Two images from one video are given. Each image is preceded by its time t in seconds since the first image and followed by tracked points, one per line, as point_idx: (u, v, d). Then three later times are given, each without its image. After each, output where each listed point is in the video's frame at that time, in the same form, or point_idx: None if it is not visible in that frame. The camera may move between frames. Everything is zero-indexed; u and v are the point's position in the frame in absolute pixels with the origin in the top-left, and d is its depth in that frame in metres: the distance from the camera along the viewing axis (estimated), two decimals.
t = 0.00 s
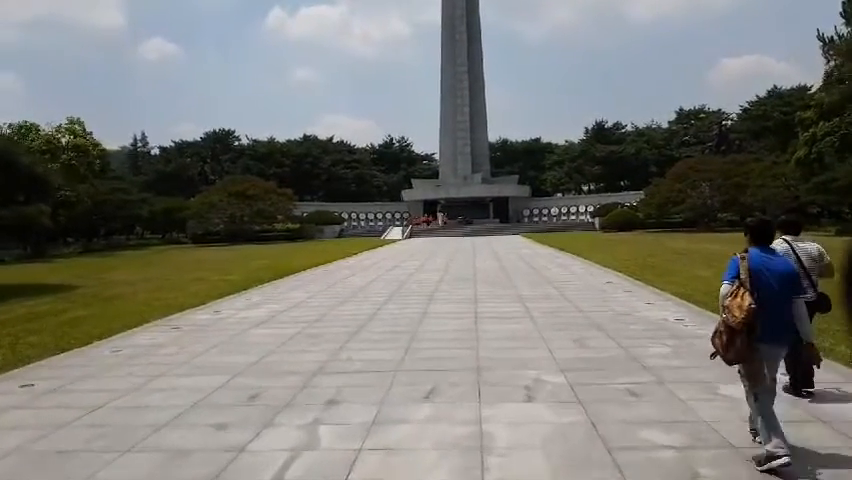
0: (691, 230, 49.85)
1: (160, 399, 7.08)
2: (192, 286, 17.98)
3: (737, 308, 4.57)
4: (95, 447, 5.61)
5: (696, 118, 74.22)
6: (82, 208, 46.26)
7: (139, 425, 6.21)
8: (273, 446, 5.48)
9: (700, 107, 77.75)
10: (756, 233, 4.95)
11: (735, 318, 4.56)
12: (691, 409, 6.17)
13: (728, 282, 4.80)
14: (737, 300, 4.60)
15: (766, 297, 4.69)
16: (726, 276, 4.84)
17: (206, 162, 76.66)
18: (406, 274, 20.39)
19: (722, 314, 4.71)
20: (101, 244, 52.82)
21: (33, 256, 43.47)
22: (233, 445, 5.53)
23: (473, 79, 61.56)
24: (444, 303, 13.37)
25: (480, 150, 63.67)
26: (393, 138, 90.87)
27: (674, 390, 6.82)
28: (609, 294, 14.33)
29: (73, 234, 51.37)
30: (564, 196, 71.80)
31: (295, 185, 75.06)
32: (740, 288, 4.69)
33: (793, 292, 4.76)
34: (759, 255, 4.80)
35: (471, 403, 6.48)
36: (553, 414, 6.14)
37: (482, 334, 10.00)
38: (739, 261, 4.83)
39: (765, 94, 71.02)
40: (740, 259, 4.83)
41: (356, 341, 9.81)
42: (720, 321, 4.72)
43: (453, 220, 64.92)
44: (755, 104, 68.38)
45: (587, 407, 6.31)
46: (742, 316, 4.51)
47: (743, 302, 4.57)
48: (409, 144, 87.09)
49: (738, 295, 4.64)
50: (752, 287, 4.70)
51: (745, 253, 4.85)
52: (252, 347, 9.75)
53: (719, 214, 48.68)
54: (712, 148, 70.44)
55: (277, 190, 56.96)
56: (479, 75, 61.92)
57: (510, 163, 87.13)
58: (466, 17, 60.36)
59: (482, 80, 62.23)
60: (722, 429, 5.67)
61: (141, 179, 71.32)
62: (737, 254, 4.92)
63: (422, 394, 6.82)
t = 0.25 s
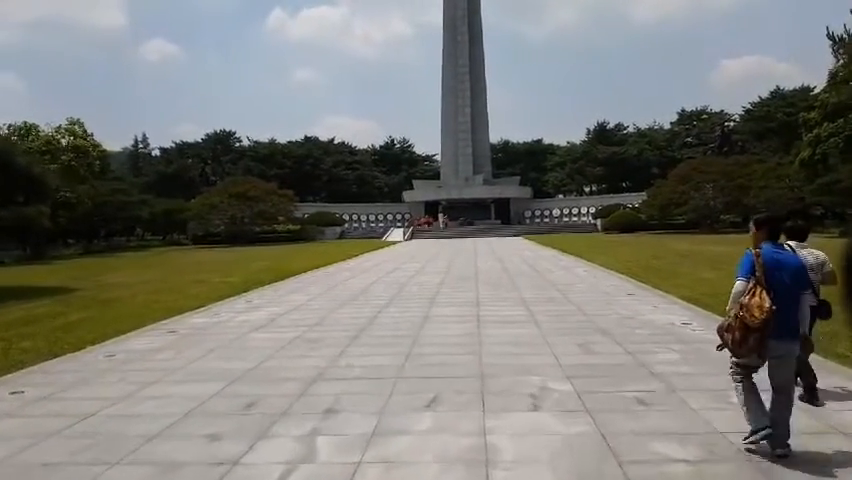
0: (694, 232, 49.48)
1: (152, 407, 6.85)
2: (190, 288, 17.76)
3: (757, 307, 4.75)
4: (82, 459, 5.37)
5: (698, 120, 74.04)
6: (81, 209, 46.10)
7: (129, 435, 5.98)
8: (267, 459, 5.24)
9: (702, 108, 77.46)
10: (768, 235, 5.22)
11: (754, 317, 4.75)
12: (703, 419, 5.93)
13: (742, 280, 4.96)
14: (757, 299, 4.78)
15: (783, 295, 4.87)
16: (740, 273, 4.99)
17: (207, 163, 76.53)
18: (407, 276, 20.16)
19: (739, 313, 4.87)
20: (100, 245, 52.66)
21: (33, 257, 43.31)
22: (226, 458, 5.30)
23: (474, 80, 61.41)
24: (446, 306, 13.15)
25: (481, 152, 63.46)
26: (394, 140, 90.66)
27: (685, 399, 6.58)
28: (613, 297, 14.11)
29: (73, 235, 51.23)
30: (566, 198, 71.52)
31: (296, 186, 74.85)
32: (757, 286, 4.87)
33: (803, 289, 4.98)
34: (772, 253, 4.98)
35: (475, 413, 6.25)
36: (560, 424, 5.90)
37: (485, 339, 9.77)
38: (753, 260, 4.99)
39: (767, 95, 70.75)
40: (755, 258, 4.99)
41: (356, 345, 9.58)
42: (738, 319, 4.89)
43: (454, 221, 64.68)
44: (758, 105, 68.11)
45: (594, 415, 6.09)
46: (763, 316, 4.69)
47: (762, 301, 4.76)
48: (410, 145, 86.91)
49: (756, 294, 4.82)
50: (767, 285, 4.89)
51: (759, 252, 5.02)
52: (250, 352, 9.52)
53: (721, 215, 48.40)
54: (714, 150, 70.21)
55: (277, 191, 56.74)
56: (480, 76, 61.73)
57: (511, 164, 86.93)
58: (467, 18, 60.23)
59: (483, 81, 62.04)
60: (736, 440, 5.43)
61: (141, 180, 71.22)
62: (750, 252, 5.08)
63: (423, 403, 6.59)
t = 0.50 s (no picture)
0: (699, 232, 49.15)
1: (147, 409, 6.66)
2: (191, 288, 17.58)
3: (776, 306, 4.89)
4: (71, 463, 5.19)
5: (702, 119, 73.68)
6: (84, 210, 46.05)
7: (122, 438, 5.79)
8: (263, 463, 5.04)
9: (707, 107, 77.09)
10: (765, 230, 5.28)
11: (776, 315, 4.87)
12: (717, 422, 5.72)
13: (753, 280, 5.07)
14: (773, 298, 4.91)
15: (795, 291, 5.03)
16: (750, 273, 5.09)
17: (210, 164, 76.51)
18: (411, 276, 19.97)
19: (755, 312, 4.99)
20: (103, 246, 52.62)
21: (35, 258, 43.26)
22: (221, 462, 5.10)
23: (477, 80, 61.23)
24: (449, 306, 12.94)
25: (484, 152, 63.26)
26: (397, 140, 90.45)
27: (696, 400, 6.38)
28: (619, 297, 13.89)
29: (76, 236, 51.22)
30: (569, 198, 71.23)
31: (299, 187, 74.74)
32: (771, 285, 5.00)
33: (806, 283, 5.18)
34: (777, 251, 5.12)
35: (478, 415, 6.05)
36: (567, 427, 5.69)
37: (489, 339, 9.55)
38: (761, 259, 5.10)
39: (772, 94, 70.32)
40: (762, 257, 5.10)
41: (357, 346, 9.39)
42: (755, 318, 5.00)
43: (457, 222, 64.48)
44: (762, 104, 67.72)
45: (602, 418, 5.90)
46: (783, 315, 4.82)
47: (780, 300, 4.89)
48: (412, 145, 86.76)
49: (771, 294, 4.94)
50: (778, 283, 5.03)
51: (765, 250, 5.14)
52: (250, 353, 9.34)
53: (726, 215, 48.08)
54: (718, 149, 69.84)
55: (280, 192, 56.60)
56: (483, 77, 61.56)
57: (514, 164, 86.70)
58: (470, 18, 60.08)
59: (486, 81, 61.86)
60: (750, 444, 5.22)
61: (144, 182, 71.23)
62: (755, 251, 5.19)
63: (426, 405, 6.38)
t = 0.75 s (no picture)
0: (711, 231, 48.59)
1: (146, 416, 6.46)
2: (197, 288, 17.44)
3: (799, 302, 4.99)
4: (64, 474, 4.99)
5: (714, 117, 72.95)
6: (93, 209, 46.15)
7: (119, 447, 5.59)
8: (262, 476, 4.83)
9: (719, 105, 76.32)
10: (763, 230, 5.35)
11: (801, 311, 4.98)
12: (738, 433, 5.45)
13: (770, 279, 5.09)
14: (795, 295, 5.01)
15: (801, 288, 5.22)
16: (766, 273, 5.10)
17: (219, 164, 76.59)
18: (419, 276, 19.73)
19: (777, 310, 5.01)
20: (113, 245, 52.72)
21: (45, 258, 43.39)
22: (219, 473, 4.89)
23: (486, 78, 60.90)
24: (458, 307, 12.69)
25: (493, 151, 62.90)
26: (406, 139, 90.20)
27: (715, 408, 6.11)
28: (632, 298, 13.59)
29: (86, 236, 51.36)
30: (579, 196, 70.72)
31: (308, 186, 74.63)
32: (785, 282, 5.10)
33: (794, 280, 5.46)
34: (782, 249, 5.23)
35: (487, 424, 5.80)
36: (581, 438, 5.42)
37: (499, 342, 9.28)
38: (773, 257, 5.15)
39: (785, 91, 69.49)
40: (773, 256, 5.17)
41: (364, 349, 9.17)
42: (778, 316, 5.02)
43: (466, 221, 64.14)
44: (775, 101, 66.95)
45: (617, 427, 5.65)
46: (809, 310, 4.94)
47: (800, 296, 5.01)
48: (421, 144, 86.50)
49: (790, 290, 5.03)
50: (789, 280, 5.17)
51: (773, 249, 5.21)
52: (254, 356, 9.14)
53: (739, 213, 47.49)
54: (730, 147, 69.10)
55: (288, 191, 56.48)
56: (492, 75, 61.21)
57: (523, 163, 86.22)
58: (479, 16, 59.78)
59: (495, 80, 61.49)
60: (774, 457, 4.95)
61: (154, 181, 71.39)
62: (762, 250, 5.24)
63: (433, 413, 6.14)
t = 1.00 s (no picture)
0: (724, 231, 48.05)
1: (146, 422, 6.29)
2: (204, 289, 17.34)
3: (811, 299, 5.00)
4: None
5: (727, 116, 72.23)
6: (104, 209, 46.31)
7: (117, 455, 5.42)
8: None
9: (732, 104, 75.57)
10: (771, 229, 5.37)
11: (813, 308, 4.98)
12: (760, 445, 5.20)
13: (782, 276, 5.10)
14: (806, 293, 5.03)
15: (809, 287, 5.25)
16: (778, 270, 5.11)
17: (229, 164, 76.74)
18: (428, 277, 19.52)
19: (789, 306, 5.02)
20: (124, 245, 52.89)
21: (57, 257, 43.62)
22: None
23: (496, 78, 60.61)
24: (467, 309, 12.48)
25: (504, 150, 62.57)
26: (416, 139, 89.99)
27: (734, 418, 5.86)
28: (645, 300, 13.33)
29: (97, 236, 51.56)
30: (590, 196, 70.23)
31: (318, 186, 74.65)
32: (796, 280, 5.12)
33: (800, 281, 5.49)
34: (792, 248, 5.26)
35: (497, 433, 5.58)
36: (595, 448, 5.19)
37: (509, 346, 9.07)
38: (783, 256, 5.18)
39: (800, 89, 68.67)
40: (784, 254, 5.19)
41: (370, 353, 8.98)
42: (790, 314, 5.02)
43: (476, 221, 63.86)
44: (789, 100, 66.19)
45: (633, 437, 5.41)
46: (819, 307, 4.96)
47: (811, 294, 5.03)
48: (431, 144, 86.28)
49: (801, 288, 5.05)
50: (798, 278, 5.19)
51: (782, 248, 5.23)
52: (259, 360, 8.97)
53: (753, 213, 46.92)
54: (744, 146, 68.35)
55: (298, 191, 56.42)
56: (502, 74, 60.89)
57: (534, 163, 85.78)
58: (490, 15, 59.51)
59: (506, 79, 61.19)
60: (799, 471, 4.69)
61: (165, 181, 71.66)
62: (772, 249, 5.26)
63: (440, 421, 5.93)
